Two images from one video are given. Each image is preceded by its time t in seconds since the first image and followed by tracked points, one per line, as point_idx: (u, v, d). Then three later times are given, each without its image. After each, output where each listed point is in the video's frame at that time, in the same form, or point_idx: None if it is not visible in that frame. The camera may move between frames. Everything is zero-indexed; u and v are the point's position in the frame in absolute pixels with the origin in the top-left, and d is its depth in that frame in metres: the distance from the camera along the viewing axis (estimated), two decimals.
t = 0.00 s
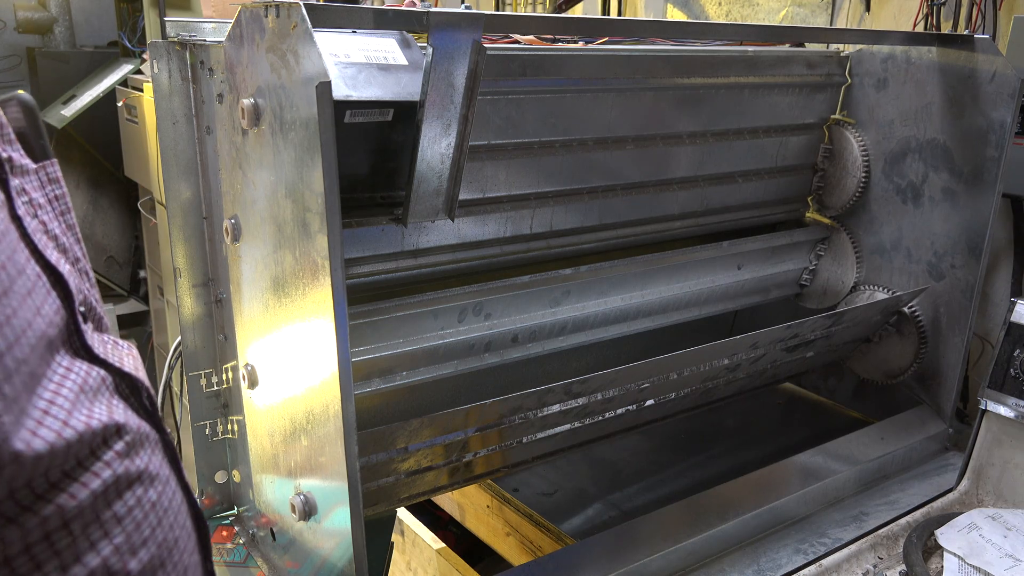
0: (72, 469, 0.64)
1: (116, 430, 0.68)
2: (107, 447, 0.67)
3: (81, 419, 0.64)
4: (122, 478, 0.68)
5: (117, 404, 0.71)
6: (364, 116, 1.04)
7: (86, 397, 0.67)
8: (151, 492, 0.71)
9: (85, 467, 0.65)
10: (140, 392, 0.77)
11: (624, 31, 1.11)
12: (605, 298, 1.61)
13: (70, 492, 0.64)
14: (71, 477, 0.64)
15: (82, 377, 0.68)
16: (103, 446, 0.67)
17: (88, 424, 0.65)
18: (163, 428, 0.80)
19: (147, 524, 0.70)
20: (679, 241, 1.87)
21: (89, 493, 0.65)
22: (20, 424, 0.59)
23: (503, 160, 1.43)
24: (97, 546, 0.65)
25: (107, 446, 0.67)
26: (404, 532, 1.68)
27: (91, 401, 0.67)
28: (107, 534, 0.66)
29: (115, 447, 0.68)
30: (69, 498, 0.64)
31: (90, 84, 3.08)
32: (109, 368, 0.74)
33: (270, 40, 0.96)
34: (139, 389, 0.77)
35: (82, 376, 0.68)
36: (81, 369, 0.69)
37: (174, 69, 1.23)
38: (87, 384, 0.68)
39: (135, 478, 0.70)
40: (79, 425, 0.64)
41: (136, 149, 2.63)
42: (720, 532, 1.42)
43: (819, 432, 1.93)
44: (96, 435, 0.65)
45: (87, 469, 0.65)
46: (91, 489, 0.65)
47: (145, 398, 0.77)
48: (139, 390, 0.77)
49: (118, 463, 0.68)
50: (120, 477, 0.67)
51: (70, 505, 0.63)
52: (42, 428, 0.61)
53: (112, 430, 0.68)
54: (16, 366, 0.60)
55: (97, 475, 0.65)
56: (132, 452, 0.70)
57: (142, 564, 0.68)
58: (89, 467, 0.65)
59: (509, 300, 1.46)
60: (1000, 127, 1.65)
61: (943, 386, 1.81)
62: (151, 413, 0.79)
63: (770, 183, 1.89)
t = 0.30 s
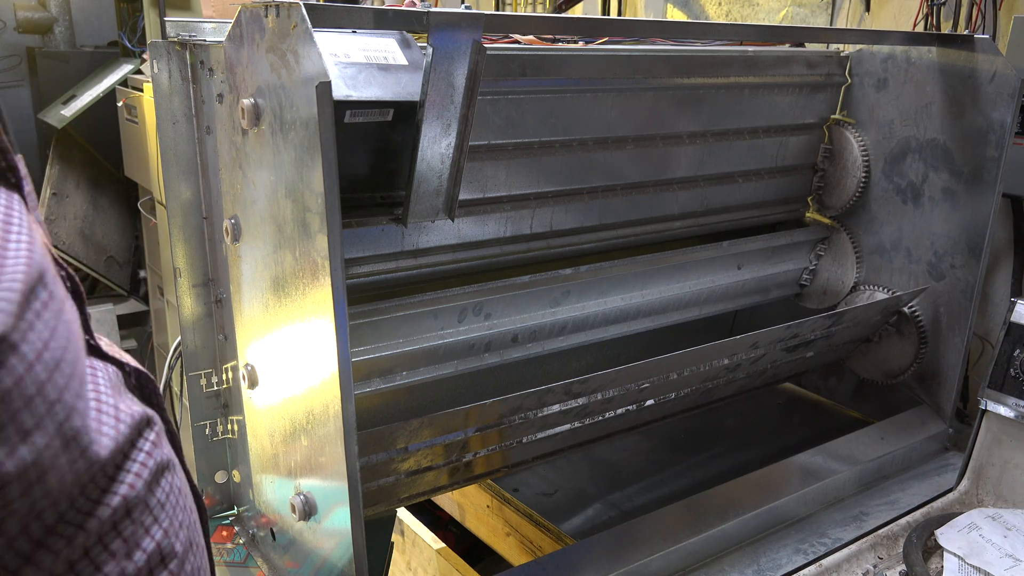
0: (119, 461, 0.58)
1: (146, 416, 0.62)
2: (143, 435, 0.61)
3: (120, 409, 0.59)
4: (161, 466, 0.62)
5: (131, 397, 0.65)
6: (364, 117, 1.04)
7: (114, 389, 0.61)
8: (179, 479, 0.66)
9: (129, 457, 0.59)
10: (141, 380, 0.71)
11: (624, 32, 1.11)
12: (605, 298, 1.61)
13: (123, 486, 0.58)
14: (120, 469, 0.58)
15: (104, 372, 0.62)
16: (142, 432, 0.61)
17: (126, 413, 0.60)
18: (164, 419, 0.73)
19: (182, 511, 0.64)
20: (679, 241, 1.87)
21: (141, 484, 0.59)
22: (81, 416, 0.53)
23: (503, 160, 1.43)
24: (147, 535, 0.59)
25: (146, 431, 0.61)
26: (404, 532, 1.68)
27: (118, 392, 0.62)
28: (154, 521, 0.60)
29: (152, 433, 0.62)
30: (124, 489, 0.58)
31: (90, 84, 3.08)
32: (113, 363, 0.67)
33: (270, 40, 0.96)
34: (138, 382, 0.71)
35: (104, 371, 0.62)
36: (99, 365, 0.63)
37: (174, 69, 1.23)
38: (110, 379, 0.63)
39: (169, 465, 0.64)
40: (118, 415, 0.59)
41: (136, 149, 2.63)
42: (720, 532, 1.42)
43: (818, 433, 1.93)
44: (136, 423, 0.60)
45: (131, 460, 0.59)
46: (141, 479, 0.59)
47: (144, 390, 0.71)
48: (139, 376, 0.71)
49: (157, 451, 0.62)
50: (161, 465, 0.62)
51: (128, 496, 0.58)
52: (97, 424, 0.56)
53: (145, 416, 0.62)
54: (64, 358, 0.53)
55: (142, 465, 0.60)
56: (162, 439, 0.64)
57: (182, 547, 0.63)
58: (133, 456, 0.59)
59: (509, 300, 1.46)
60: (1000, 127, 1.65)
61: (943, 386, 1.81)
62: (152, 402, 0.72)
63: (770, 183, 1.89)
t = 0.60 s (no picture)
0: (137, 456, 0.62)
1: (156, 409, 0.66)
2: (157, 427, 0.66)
3: (137, 400, 0.63)
4: (170, 459, 0.66)
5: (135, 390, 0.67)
6: (364, 117, 1.04)
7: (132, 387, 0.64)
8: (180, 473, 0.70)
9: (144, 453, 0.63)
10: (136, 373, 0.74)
11: (624, 31, 1.11)
12: (605, 298, 1.61)
13: (140, 482, 0.62)
14: (135, 466, 0.62)
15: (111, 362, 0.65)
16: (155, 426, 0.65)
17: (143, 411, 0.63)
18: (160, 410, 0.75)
19: (185, 504, 0.68)
20: (679, 241, 1.87)
21: (155, 478, 0.63)
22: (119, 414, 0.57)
23: (503, 160, 1.43)
24: (161, 526, 0.64)
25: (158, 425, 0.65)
26: (404, 532, 1.68)
27: (130, 383, 0.65)
28: (164, 514, 0.65)
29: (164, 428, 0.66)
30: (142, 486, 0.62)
31: (90, 84, 3.08)
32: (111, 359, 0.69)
33: (270, 40, 0.96)
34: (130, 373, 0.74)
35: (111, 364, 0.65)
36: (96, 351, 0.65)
37: (174, 69, 1.23)
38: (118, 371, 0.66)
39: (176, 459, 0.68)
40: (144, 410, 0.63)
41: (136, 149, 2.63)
42: (719, 531, 1.42)
43: (819, 432, 1.93)
44: (149, 415, 0.64)
45: (146, 454, 0.63)
46: (157, 471, 0.64)
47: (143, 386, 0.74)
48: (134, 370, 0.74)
49: (167, 444, 0.66)
50: (171, 458, 0.66)
51: (148, 488, 0.62)
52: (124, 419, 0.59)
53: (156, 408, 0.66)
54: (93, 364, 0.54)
55: (157, 459, 0.64)
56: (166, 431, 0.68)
57: (189, 530, 0.68)
58: (148, 451, 0.63)
59: (509, 301, 1.46)
60: (1000, 127, 1.65)
61: (943, 386, 1.81)
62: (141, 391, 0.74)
63: (770, 183, 1.89)
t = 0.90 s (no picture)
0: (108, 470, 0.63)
1: (140, 428, 0.67)
2: (138, 445, 0.66)
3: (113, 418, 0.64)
4: (151, 480, 0.67)
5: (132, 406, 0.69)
6: (364, 116, 1.04)
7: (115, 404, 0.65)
8: (174, 496, 0.70)
9: (115, 469, 0.64)
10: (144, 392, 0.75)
11: (624, 31, 1.11)
12: (605, 298, 1.61)
13: (101, 498, 0.63)
14: (105, 479, 0.63)
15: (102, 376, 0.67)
16: (135, 443, 0.66)
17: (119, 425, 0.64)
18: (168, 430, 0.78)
19: (172, 528, 0.69)
20: (679, 241, 1.87)
21: (123, 497, 0.64)
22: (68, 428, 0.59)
23: (503, 160, 1.43)
24: (127, 549, 0.64)
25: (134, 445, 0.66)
26: (404, 532, 1.68)
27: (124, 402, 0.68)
28: (139, 536, 0.65)
29: (147, 447, 0.67)
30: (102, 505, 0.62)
31: (90, 84, 3.08)
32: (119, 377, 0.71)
33: (270, 40, 0.96)
34: (145, 396, 0.75)
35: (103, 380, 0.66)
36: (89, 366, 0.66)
37: (174, 70, 1.23)
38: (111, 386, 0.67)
39: (160, 481, 0.68)
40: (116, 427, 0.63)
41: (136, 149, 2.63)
42: (719, 532, 1.42)
43: (819, 432, 1.93)
44: (131, 432, 0.65)
45: (120, 471, 0.64)
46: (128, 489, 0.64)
47: (155, 405, 0.75)
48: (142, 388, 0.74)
49: (149, 464, 0.67)
50: (150, 480, 0.67)
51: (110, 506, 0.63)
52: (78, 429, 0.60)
53: (141, 424, 0.67)
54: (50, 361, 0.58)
55: (129, 478, 0.64)
56: (158, 453, 0.69)
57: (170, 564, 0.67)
58: (121, 469, 0.64)
59: (509, 301, 1.46)
60: (1000, 127, 1.65)
61: (943, 386, 1.81)
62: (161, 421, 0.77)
63: (770, 183, 1.89)
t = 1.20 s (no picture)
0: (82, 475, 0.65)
1: (122, 435, 0.69)
2: (117, 452, 0.68)
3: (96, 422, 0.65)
4: (127, 487, 0.68)
5: (117, 412, 0.71)
6: (364, 116, 1.04)
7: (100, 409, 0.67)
8: (151, 505, 0.72)
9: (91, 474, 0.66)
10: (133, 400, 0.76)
11: (624, 31, 1.11)
12: (605, 298, 1.61)
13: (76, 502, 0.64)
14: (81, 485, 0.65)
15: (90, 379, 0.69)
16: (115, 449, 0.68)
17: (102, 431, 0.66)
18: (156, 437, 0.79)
19: (147, 537, 0.70)
20: (679, 241, 1.87)
21: (98, 503, 0.65)
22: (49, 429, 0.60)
23: (503, 160, 1.43)
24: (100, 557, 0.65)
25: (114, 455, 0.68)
26: (404, 532, 1.68)
27: (109, 406, 0.69)
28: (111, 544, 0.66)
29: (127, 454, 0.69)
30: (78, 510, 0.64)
31: (90, 84, 3.08)
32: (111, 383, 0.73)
33: (270, 41, 0.96)
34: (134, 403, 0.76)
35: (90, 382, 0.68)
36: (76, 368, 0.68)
37: (174, 70, 1.23)
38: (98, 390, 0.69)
39: (138, 489, 0.70)
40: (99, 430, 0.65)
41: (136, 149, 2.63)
42: (719, 532, 1.42)
43: (819, 432, 1.93)
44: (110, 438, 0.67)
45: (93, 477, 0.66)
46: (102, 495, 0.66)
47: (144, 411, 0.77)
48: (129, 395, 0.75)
49: (126, 471, 0.69)
50: (127, 486, 0.68)
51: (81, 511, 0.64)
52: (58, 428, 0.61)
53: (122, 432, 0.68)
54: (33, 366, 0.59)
55: (104, 484, 0.66)
56: (138, 460, 0.71)
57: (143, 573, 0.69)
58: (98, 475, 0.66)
59: (509, 301, 1.46)
60: (1000, 127, 1.65)
61: (943, 386, 1.81)
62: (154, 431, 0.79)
63: (770, 183, 1.89)
